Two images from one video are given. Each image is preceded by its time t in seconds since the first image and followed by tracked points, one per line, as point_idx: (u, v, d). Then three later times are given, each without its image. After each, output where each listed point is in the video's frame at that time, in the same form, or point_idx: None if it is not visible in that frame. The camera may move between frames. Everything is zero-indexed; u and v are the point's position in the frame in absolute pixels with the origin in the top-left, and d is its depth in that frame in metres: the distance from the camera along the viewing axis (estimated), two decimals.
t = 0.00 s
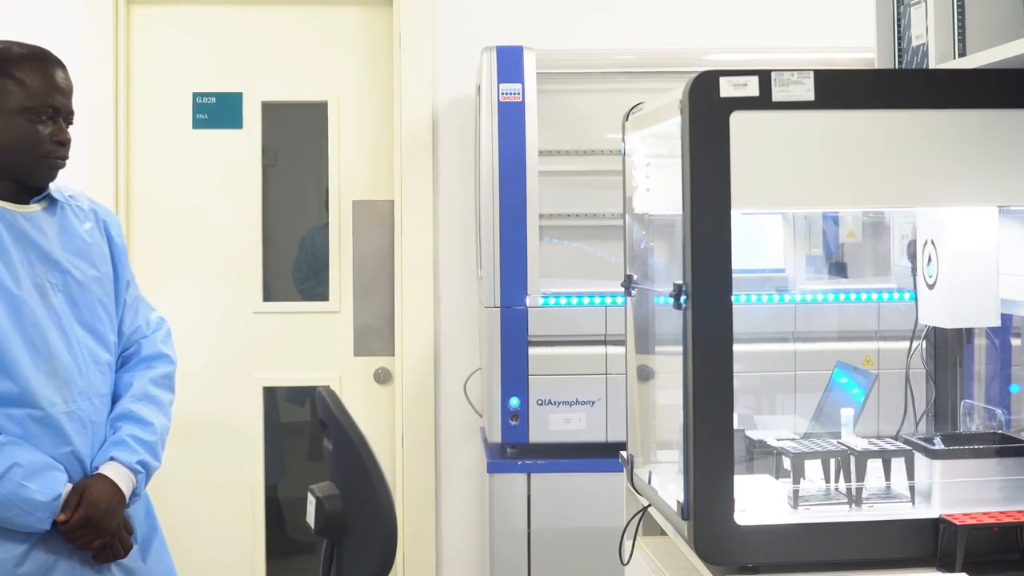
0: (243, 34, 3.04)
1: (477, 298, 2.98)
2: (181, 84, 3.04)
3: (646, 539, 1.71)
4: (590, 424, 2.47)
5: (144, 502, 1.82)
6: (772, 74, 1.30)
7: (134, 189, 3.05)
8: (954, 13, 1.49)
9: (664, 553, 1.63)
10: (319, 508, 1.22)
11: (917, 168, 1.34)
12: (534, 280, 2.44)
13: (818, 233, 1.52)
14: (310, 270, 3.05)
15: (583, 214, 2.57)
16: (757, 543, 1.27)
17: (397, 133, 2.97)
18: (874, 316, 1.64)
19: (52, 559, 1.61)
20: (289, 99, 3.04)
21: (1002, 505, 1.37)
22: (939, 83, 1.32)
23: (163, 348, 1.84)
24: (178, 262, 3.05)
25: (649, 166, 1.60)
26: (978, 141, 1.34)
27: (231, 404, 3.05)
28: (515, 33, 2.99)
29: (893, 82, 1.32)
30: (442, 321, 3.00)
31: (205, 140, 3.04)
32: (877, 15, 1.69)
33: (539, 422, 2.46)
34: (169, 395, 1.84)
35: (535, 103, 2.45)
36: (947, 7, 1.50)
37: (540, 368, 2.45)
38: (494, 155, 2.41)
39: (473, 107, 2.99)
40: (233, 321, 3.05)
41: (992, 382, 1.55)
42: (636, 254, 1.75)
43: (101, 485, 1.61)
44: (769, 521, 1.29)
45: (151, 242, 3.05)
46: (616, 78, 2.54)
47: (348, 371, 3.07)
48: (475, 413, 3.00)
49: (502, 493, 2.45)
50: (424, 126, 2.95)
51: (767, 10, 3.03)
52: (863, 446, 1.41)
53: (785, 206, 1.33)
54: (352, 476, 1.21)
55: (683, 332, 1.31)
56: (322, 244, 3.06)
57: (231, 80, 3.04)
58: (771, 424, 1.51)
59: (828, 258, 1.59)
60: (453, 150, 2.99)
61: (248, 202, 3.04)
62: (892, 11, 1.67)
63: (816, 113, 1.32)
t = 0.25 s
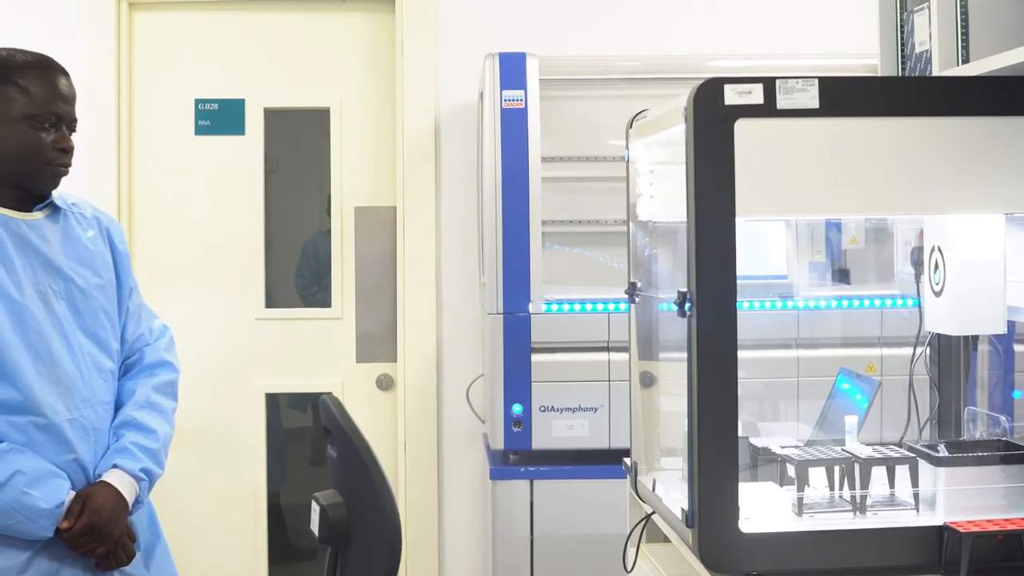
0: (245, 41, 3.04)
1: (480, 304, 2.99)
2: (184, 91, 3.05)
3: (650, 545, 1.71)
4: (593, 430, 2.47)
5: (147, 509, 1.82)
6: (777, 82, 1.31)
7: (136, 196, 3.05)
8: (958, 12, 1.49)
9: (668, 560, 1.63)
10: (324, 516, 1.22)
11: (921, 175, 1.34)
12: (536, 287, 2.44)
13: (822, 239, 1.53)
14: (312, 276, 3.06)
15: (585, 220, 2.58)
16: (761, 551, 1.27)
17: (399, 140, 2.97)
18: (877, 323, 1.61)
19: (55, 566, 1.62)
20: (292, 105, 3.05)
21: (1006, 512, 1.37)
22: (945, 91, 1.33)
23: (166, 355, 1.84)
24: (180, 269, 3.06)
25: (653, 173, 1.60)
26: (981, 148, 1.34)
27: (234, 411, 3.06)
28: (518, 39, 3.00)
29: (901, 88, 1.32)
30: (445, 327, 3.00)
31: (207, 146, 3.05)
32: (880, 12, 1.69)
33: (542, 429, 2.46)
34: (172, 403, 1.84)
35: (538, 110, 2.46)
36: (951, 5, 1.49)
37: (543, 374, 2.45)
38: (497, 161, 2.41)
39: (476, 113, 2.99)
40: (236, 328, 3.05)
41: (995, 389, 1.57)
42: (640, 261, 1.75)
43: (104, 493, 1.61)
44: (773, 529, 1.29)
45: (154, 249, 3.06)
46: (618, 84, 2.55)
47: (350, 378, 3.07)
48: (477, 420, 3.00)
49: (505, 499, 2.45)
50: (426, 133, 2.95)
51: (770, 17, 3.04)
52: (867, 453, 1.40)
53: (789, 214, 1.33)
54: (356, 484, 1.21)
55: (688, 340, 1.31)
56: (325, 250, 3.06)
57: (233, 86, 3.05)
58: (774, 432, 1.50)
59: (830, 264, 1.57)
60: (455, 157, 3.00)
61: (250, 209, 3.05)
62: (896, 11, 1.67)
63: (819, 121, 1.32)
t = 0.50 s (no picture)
0: (245, 47, 3.05)
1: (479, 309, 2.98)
2: (183, 97, 3.05)
3: (650, 551, 1.70)
4: (593, 436, 2.47)
5: (145, 516, 1.82)
6: (776, 88, 1.31)
7: (136, 202, 3.05)
8: (958, 16, 1.49)
9: (667, 566, 1.63)
10: (321, 523, 1.22)
11: (920, 181, 1.34)
12: (536, 293, 2.44)
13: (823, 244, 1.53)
14: (312, 282, 3.06)
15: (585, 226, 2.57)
16: (761, 558, 1.27)
17: (399, 146, 2.98)
18: (877, 329, 1.63)
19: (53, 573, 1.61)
20: (291, 111, 3.05)
21: (1007, 518, 1.36)
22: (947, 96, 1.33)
23: (164, 362, 1.84)
24: (179, 274, 3.06)
25: (652, 179, 1.60)
26: (981, 153, 1.34)
27: (233, 417, 3.05)
28: (518, 45, 3.00)
29: (900, 94, 1.33)
30: (445, 333, 3.00)
31: (206, 152, 3.05)
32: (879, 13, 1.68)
33: (541, 435, 2.46)
34: (170, 410, 1.84)
35: (537, 116, 2.45)
36: (950, 8, 1.50)
37: (542, 380, 2.45)
38: (497, 167, 2.41)
39: (475, 119, 3.00)
40: (235, 333, 3.05)
41: (996, 396, 1.54)
42: (639, 267, 1.75)
43: (102, 499, 1.60)
44: (773, 535, 1.29)
45: (153, 255, 3.06)
46: (618, 90, 2.54)
47: (350, 384, 3.06)
48: (477, 426, 2.99)
49: (505, 505, 2.45)
50: (426, 139, 2.95)
51: (770, 23, 3.04)
52: (867, 460, 1.40)
53: (788, 220, 1.33)
54: (354, 491, 1.21)
55: (687, 348, 1.31)
56: (324, 256, 3.06)
57: (233, 92, 3.05)
58: (777, 436, 1.54)
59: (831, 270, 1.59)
60: (455, 162, 3.00)
61: (250, 214, 3.05)
62: (896, 15, 1.67)
63: (819, 126, 1.32)
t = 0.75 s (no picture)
0: (243, 52, 3.05)
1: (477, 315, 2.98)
2: (181, 102, 3.05)
3: (646, 557, 1.70)
4: (591, 442, 2.46)
5: (142, 520, 1.82)
6: (771, 92, 1.29)
7: (133, 207, 3.05)
8: (954, 21, 1.49)
9: (664, 572, 1.62)
10: (316, 528, 1.21)
11: (915, 186, 1.35)
12: (534, 298, 2.44)
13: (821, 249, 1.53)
14: (311, 287, 3.06)
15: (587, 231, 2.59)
16: (756, 562, 1.27)
17: (397, 152, 2.98)
18: (876, 334, 1.63)
19: None
20: (289, 116, 3.05)
21: (1003, 524, 1.37)
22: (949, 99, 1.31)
23: (160, 366, 1.84)
24: (177, 279, 3.05)
25: (648, 184, 1.60)
26: (977, 159, 1.34)
27: (231, 422, 3.05)
28: (516, 51, 3.00)
29: (897, 98, 1.31)
30: (443, 338, 3.00)
31: (205, 158, 3.05)
32: (877, 17, 1.69)
33: (539, 440, 2.46)
34: (166, 414, 1.84)
35: (535, 121, 2.45)
36: (947, 12, 1.50)
37: (540, 386, 2.44)
38: (494, 173, 2.41)
39: (474, 125, 3.00)
40: (233, 339, 3.04)
41: (994, 400, 1.54)
42: (636, 273, 1.75)
43: (98, 503, 1.60)
44: (768, 541, 1.29)
45: (150, 261, 3.05)
46: (617, 95, 2.55)
47: (348, 389, 3.06)
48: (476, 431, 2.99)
49: (502, 511, 2.44)
50: (424, 144, 2.95)
51: (768, 28, 3.05)
52: (862, 465, 1.40)
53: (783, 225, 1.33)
54: (349, 495, 1.20)
55: (682, 354, 1.31)
56: (322, 261, 3.06)
57: (231, 97, 3.05)
58: (772, 442, 1.53)
59: (829, 275, 1.59)
60: (454, 168, 3.00)
61: (248, 220, 3.05)
62: (894, 20, 1.68)
63: (814, 131, 1.32)
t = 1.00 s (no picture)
0: (243, 59, 3.06)
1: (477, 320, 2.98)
2: (181, 108, 3.06)
3: (645, 563, 1.70)
4: (590, 448, 2.46)
5: (141, 525, 1.82)
6: (768, 99, 1.31)
7: (133, 213, 3.06)
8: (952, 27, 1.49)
9: None
10: (314, 534, 1.21)
11: (914, 191, 1.35)
12: (534, 304, 2.44)
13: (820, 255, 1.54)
14: (310, 293, 3.06)
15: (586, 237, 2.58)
16: (755, 568, 1.27)
17: (397, 159, 2.98)
18: (875, 340, 1.63)
19: None
20: (289, 122, 3.06)
21: (1001, 530, 1.36)
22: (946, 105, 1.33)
23: (161, 372, 1.84)
24: (177, 285, 3.06)
25: (647, 190, 1.61)
26: (976, 164, 1.34)
27: (231, 428, 3.05)
28: (515, 56, 3.01)
29: (895, 104, 1.32)
30: (443, 344, 3.00)
31: (204, 164, 3.05)
32: (875, 23, 1.70)
33: (539, 446, 2.45)
34: (167, 420, 1.84)
35: (535, 127, 2.46)
36: (945, 17, 1.49)
37: (539, 392, 2.45)
38: (494, 179, 2.42)
39: (473, 131, 3.00)
40: (233, 345, 3.04)
41: (993, 406, 1.55)
42: (635, 279, 1.75)
43: (97, 509, 1.60)
44: (766, 546, 1.29)
45: (150, 267, 3.06)
46: (616, 101, 2.55)
47: (348, 395, 3.06)
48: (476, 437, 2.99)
49: (502, 517, 2.44)
50: (424, 150, 2.96)
51: (769, 34, 3.05)
52: (861, 471, 1.40)
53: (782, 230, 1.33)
54: (348, 502, 1.20)
55: (681, 360, 1.31)
56: (322, 267, 3.06)
57: (231, 103, 3.05)
58: (768, 449, 1.52)
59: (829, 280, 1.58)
60: (454, 174, 3.01)
61: (248, 226, 3.05)
62: (892, 27, 1.68)
63: (812, 137, 1.32)
